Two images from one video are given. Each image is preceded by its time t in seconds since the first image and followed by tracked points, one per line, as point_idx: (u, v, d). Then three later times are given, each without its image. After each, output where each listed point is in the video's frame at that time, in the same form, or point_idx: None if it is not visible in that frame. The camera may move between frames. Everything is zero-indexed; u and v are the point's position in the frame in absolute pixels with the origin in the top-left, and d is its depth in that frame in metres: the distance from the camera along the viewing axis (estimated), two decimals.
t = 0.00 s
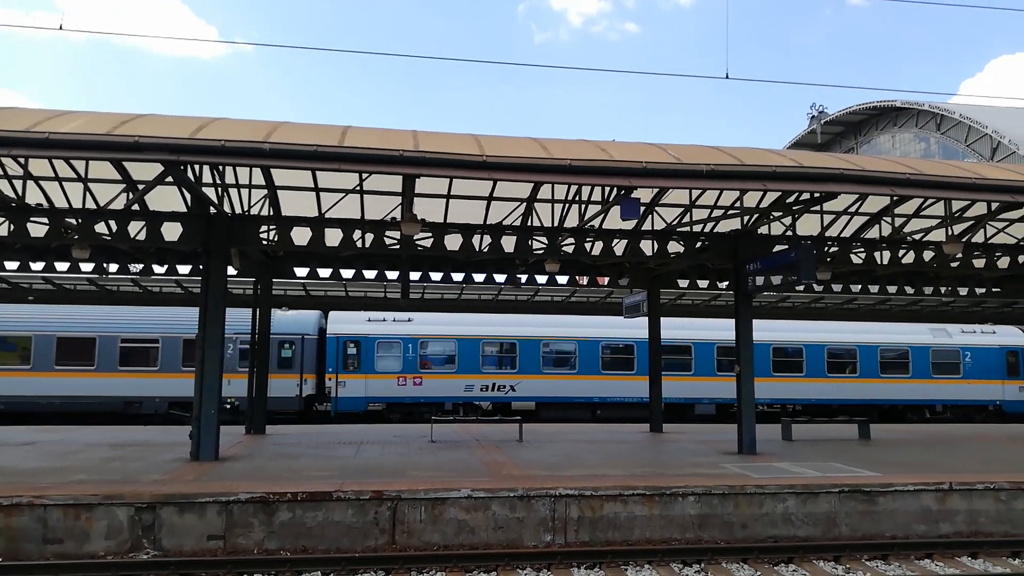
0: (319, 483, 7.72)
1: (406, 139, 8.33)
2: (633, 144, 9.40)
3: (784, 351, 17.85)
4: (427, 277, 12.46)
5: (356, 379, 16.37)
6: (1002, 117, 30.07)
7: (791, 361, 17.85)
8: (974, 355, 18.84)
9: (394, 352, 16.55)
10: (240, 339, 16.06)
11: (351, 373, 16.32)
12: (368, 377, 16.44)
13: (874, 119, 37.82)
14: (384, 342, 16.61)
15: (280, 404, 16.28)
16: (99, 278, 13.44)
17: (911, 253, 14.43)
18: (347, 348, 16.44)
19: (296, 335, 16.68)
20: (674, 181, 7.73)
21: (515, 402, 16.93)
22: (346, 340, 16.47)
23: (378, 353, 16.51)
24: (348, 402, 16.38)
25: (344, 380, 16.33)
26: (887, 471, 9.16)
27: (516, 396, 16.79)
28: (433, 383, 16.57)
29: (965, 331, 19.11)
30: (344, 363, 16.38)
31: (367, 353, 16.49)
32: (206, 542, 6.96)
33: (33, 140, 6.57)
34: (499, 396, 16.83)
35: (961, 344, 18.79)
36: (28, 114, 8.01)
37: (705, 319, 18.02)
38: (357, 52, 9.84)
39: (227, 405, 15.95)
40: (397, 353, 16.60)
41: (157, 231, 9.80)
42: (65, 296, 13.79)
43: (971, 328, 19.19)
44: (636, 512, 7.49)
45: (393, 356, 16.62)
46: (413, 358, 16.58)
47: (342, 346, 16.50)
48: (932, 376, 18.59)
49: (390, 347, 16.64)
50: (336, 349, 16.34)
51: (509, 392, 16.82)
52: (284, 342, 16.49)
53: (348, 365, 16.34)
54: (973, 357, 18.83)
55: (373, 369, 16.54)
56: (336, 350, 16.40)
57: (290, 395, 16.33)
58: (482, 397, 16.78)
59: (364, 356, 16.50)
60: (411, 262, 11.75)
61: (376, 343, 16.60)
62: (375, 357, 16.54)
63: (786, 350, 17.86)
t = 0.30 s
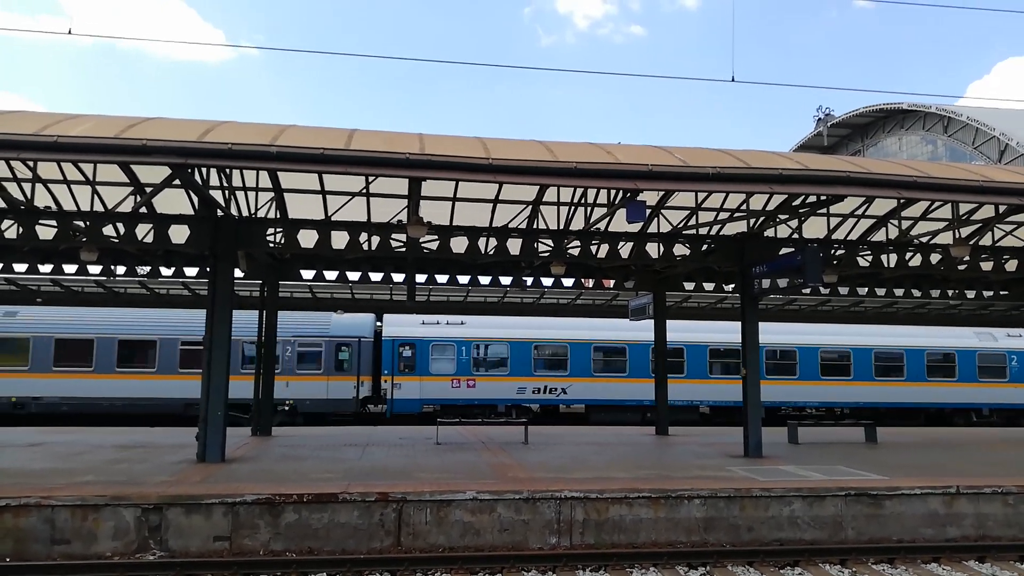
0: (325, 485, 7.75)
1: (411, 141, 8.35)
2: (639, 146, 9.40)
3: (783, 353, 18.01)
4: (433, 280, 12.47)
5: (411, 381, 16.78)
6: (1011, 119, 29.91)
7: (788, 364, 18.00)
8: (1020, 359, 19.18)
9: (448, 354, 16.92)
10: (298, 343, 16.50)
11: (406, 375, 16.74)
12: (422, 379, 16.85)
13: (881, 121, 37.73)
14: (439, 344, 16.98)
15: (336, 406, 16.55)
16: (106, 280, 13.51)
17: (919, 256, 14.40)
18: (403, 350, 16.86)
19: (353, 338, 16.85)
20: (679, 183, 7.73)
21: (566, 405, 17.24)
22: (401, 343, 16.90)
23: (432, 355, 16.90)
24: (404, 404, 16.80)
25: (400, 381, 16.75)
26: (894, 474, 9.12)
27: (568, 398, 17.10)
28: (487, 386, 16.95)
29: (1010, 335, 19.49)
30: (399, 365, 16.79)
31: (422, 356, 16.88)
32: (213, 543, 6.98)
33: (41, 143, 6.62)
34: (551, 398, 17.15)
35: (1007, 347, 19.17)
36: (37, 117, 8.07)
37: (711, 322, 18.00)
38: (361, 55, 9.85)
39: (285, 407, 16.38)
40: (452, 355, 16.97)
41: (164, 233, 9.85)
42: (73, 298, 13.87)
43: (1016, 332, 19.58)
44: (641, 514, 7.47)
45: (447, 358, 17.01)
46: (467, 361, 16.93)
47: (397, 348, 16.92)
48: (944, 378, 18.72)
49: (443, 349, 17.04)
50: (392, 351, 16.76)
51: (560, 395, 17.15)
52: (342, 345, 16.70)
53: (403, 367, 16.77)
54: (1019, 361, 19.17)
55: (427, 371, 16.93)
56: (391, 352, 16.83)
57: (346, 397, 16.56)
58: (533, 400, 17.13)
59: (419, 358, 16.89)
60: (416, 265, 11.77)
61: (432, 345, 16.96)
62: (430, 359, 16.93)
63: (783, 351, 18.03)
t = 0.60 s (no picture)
0: (334, 484, 7.77)
1: (418, 141, 8.36)
2: (645, 144, 9.39)
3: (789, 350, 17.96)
4: (440, 279, 12.48)
5: (467, 381, 16.90)
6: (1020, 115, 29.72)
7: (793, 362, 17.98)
8: None
9: (501, 354, 17.02)
10: (356, 343, 16.64)
11: (461, 375, 16.84)
12: (477, 378, 16.96)
13: (887, 118, 37.61)
14: (493, 344, 17.09)
15: (393, 406, 16.64)
16: (114, 281, 13.57)
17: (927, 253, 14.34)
18: (457, 350, 16.95)
19: (409, 338, 16.96)
20: (686, 181, 7.71)
21: (620, 404, 17.34)
22: (456, 343, 16.99)
23: (486, 355, 17.00)
24: (459, 403, 16.88)
25: (455, 381, 16.84)
26: (904, 472, 9.08)
27: (621, 397, 17.19)
28: (542, 385, 17.07)
29: None
30: (455, 365, 16.89)
31: (476, 355, 16.98)
32: (223, 543, 7.01)
33: (51, 145, 6.65)
34: (605, 398, 17.25)
35: None
36: (46, 119, 8.11)
37: (718, 320, 17.95)
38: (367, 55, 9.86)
39: (343, 406, 16.50)
40: (505, 354, 17.07)
41: (172, 234, 9.88)
42: (81, 300, 13.93)
43: None
44: (650, 513, 7.47)
45: (500, 358, 17.11)
46: (521, 361, 17.04)
47: (452, 348, 17.00)
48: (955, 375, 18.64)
49: (497, 349, 17.14)
50: (447, 351, 16.85)
51: (613, 394, 17.25)
52: (398, 345, 16.82)
53: (458, 367, 16.87)
54: None
55: (482, 371, 17.04)
56: (446, 352, 16.91)
57: (403, 397, 16.65)
58: (587, 399, 17.22)
59: (474, 358, 17.00)
60: (423, 264, 11.78)
61: (485, 345, 17.06)
62: (484, 359, 17.04)
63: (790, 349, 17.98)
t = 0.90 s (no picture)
0: (346, 480, 7.82)
1: (430, 138, 8.38)
2: (657, 140, 9.35)
3: (800, 347, 17.88)
4: (452, 276, 12.51)
5: (525, 377, 17.09)
6: None
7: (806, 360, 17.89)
8: None
9: (558, 351, 17.22)
10: (416, 339, 16.76)
11: (519, 372, 17.03)
12: (534, 375, 17.17)
13: (903, 112, 37.21)
14: (549, 342, 17.28)
15: (452, 402, 16.75)
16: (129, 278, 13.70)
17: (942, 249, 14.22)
18: (514, 347, 17.13)
19: (467, 336, 17.13)
20: (698, 177, 7.68)
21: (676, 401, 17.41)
22: (514, 341, 17.18)
23: (543, 352, 17.19)
24: (516, 399, 17.06)
25: (512, 378, 17.03)
26: (919, 470, 9.01)
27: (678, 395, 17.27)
28: (598, 382, 17.20)
29: None
30: (512, 361, 17.07)
31: (533, 352, 17.19)
32: (237, 538, 7.07)
33: (67, 144, 6.72)
34: (660, 395, 17.36)
35: None
36: (62, 118, 8.19)
37: (730, 316, 17.88)
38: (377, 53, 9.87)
39: (405, 402, 16.64)
40: (561, 352, 17.27)
41: (186, 232, 9.96)
42: (97, 297, 14.07)
43: None
44: (662, 510, 7.46)
45: (557, 355, 17.31)
46: (577, 358, 17.21)
47: (509, 345, 17.18)
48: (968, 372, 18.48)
49: (554, 346, 17.34)
50: (504, 348, 17.04)
51: (669, 391, 17.33)
52: (457, 342, 16.97)
53: (516, 364, 17.07)
54: None
55: (538, 368, 17.23)
56: (504, 349, 17.09)
57: (462, 393, 16.78)
58: (643, 396, 17.35)
59: (530, 355, 17.20)
60: (435, 261, 11.80)
61: (542, 342, 17.25)
62: (541, 356, 17.24)
63: (802, 346, 17.89)
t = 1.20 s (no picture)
0: (351, 476, 7.84)
1: (433, 133, 8.37)
2: (661, 134, 9.29)
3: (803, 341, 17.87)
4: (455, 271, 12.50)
5: (573, 373, 17.21)
6: None
7: (810, 353, 17.88)
8: None
9: (605, 346, 17.32)
10: (465, 335, 16.94)
11: (567, 367, 17.15)
12: (582, 370, 17.27)
13: (907, 104, 37.05)
14: (597, 337, 17.37)
15: (502, 398, 16.91)
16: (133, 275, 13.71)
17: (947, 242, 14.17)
18: (562, 342, 17.27)
19: (516, 331, 17.29)
20: (702, 171, 7.65)
21: (723, 395, 17.52)
22: (561, 336, 17.30)
23: (591, 347, 17.30)
24: (565, 394, 17.18)
25: (561, 373, 17.15)
26: (923, 463, 8.99)
27: (726, 389, 17.36)
28: (645, 377, 17.33)
29: None
30: (560, 356, 17.17)
31: (581, 348, 17.28)
32: (242, 533, 7.10)
33: (70, 141, 6.72)
34: (708, 389, 17.46)
35: None
36: (64, 115, 8.19)
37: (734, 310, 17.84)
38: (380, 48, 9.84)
39: (455, 397, 16.77)
40: (608, 347, 17.36)
41: (190, 228, 9.97)
42: (102, 293, 14.10)
43: None
44: (666, 505, 7.46)
45: (604, 350, 17.41)
46: (624, 354, 17.32)
47: (556, 340, 17.33)
48: (974, 365, 18.40)
49: (601, 341, 17.43)
50: (552, 343, 17.17)
51: (717, 386, 17.43)
52: (505, 338, 17.12)
53: (564, 359, 17.19)
54: None
55: (586, 363, 17.35)
56: (552, 345, 17.20)
57: (512, 389, 16.92)
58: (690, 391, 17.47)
59: (578, 350, 17.31)
60: (438, 257, 11.79)
61: (589, 338, 17.34)
62: (588, 351, 17.34)
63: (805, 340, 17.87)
